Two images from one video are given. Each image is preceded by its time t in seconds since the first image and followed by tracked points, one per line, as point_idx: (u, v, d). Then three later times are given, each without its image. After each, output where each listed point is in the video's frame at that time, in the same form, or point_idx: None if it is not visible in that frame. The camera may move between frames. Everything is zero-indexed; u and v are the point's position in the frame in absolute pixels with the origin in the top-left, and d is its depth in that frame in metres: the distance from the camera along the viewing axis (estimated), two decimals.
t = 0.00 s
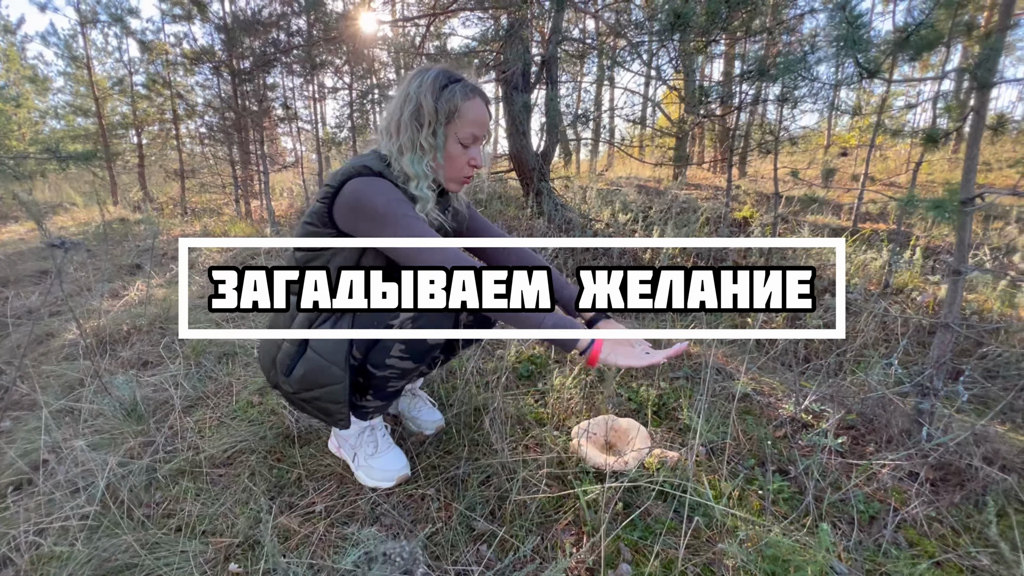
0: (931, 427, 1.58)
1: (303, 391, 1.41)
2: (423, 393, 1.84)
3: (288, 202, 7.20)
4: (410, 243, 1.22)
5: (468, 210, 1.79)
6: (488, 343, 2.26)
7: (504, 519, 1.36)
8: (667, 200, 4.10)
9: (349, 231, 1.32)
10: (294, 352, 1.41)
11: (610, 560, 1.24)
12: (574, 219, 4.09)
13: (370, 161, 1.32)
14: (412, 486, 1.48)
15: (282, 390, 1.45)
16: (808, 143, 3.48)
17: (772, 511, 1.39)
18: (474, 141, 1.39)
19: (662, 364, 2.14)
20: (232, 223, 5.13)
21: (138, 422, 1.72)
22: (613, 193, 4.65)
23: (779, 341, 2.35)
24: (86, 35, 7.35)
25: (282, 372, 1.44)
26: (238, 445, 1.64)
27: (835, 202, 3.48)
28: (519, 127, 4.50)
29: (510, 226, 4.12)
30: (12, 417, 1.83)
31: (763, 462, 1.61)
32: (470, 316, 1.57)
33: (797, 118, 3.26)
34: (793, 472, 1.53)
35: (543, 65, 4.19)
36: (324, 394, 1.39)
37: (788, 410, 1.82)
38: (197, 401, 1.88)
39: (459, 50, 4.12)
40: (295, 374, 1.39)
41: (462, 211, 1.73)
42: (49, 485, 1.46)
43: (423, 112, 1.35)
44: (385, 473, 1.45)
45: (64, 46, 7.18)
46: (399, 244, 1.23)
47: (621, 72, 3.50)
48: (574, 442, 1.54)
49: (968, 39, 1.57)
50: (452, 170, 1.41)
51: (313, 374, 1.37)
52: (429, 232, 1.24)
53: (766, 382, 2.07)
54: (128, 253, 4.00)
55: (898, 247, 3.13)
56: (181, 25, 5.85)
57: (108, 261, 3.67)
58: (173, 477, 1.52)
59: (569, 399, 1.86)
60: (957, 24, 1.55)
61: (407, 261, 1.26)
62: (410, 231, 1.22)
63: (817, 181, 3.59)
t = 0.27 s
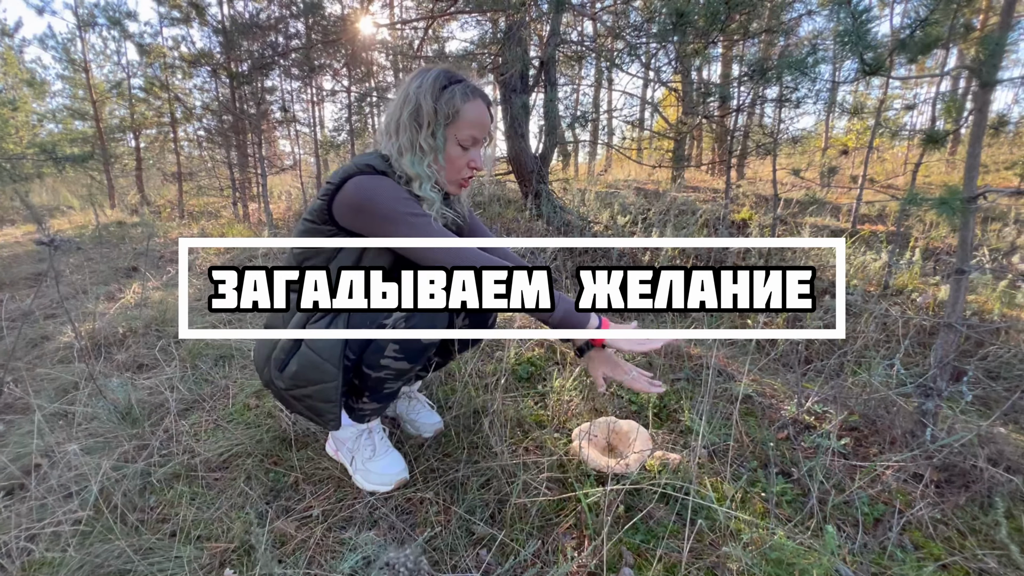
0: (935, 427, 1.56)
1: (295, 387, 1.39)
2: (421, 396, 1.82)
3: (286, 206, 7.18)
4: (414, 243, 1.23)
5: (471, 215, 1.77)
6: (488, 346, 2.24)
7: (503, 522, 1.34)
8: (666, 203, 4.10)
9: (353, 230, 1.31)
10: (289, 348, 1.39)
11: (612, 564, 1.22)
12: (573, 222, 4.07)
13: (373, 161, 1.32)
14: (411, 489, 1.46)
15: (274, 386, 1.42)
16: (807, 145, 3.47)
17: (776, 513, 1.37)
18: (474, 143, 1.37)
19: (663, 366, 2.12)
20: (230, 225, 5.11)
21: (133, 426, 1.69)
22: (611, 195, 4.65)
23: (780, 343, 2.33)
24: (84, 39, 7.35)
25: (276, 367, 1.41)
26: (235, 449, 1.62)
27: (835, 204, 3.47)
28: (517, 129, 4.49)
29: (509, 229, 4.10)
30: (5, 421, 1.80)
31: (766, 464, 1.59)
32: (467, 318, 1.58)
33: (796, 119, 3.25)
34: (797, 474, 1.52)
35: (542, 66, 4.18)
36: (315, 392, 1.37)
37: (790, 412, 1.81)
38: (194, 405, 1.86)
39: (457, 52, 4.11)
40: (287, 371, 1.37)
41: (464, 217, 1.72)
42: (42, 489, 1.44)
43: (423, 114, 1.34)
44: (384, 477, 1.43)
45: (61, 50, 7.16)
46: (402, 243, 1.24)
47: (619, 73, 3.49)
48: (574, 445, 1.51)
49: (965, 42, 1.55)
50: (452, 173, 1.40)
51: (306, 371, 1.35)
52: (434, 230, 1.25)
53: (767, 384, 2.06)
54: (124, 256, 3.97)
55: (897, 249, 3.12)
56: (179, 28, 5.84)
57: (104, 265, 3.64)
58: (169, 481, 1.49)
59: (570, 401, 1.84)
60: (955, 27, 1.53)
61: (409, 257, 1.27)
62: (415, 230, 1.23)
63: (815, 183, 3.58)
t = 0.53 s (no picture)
0: (943, 430, 1.54)
1: (299, 394, 1.38)
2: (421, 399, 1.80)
3: (287, 209, 7.18)
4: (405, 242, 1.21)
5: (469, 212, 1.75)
6: (489, 349, 2.22)
7: (505, 528, 1.32)
8: (667, 205, 4.09)
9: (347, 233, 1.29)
10: (291, 355, 1.38)
11: (615, 571, 1.20)
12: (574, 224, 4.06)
13: (369, 160, 1.29)
14: (411, 494, 1.44)
15: (278, 394, 1.42)
16: (807, 148, 3.46)
17: (782, 518, 1.35)
18: (473, 142, 1.36)
19: (665, 368, 2.10)
20: (231, 229, 5.11)
21: (131, 431, 1.67)
22: (612, 197, 4.64)
23: (783, 345, 2.31)
24: (86, 44, 7.37)
25: (279, 375, 1.40)
26: (234, 453, 1.60)
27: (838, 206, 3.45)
28: (518, 132, 4.49)
29: (510, 231, 4.08)
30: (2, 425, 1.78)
31: (771, 468, 1.57)
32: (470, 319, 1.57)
33: (797, 121, 3.24)
34: (802, 478, 1.50)
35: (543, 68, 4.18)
36: (321, 398, 1.36)
37: (795, 414, 1.79)
38: (193, 409, 1.84)
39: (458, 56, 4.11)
40: (291, 378, 1.36)
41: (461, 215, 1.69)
42: (39, 495, 1.42)
43: (421, 114, 1.33)
44: (383, 482, 1.41)
45: (63, 55, 7.18)
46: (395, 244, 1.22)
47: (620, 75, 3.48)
48: (576, 449, 1.50)
49: (964, 44, 1.54)
50: (451, 172, 1.39)
51: (309, 377, 1.34)
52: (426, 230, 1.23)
53: (771, 387, 2.04)
54: (125, 260, 3.96)
55: (900, 250, 3.10)
56: (181, 33, 5.85)
57: (104, 269, 3.63)
58: (167, 486, 1.48)
59: (572, 404, 1.82)
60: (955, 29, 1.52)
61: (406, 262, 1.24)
62: (406, 229, 1.21)
63: (817, 184, 3.57)
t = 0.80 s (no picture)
0: (954, 434, 1.51)
1: (303, 401, 1.37)
2: (423, 403, 1.78)
3: (289, 213, 7.19)
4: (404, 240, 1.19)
5: (473, 208, 1.74)
6: (491, 352, 2.20)
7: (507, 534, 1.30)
8: (670, 207, 4.06)
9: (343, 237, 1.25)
10: (293, 361, 1.37)
11: None
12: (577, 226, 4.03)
13: (367, 163, 1.28)
14: (412, 500, 1.42)
15: (282, 401, 1.40)
16: (811, 150, 3.44)
17: (790, 524, 1.32)
18: (475, 142, 1.35)
19: (669, 372, 2.08)
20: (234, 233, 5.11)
21: (132, 436, 1.66)
22: (615, 200, 4.62)
23: (789, 348, 2.28)
24: (91, 50, 7.43)
25: (282, 383, 1.39)
26: (234, 458, 1.59)
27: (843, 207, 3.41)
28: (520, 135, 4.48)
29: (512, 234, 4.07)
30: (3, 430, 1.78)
31: (778, 473, 1.54)
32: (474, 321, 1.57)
33: (801, 122, 3.21)
34: (810, 483, 1.47)
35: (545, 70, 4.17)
36: (324, 404, 1.35)
37: (802, 418, 1.76)
38: (193, 413, 1.83)
39: (460, 59, 4.11)
40: (294, 385, 1.35)
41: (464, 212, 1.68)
42: (38, 501, 1.41)
43: (423, 114, 1.32)
44: (383, 488, 1.39)
45: (69, 61, 7.24)
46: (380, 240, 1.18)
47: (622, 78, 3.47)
48: (580, 454, 1.48)
49: (969, 45, 1.52)
50: (453, 173, 1.38)
51: (312, 383, 1.33)
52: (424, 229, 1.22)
53: (777, 390, 2.01)
54: (128, 264, 3.97)
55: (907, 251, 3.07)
56: (185, 38, 5.88)
57: (108, 273, 3.63)
58: (166, 492, 1.46)
59: (575, 408, 1.80)
60: (961, 28, 1.49)
61: (405, 261, 1.18)
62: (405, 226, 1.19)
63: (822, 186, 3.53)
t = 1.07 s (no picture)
0: (966, 438, 1.47)
1: (305, 406, 1.35)
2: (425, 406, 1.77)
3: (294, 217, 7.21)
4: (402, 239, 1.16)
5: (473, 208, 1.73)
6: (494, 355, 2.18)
7: (509, 540, 1.28)
8: (675, 208, 4.04)
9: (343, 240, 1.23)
10: (296, 366, 1.35)
11: None
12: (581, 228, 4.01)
13: (367, 164, 1.28)
14: (414, 506, 1.40)
15: (284, 406, 1.39)
16: (817, 150, 3.41)
17: (799, 531, 1.29)
18: (477, 141, 1.33)
19: (675, 374, 2.05)
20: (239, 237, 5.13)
21: (133, 440, 1.65)
22: (620, 202, 4.60)
23: (796, 350, 2.25)
24: (99, 57, 7.50)
25: (285, 388, 1.38)
26: (235, 462, 1.58)
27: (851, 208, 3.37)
28: (524, 138, 4.48)
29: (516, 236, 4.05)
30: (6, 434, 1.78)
31: (786, 478, 1.51)
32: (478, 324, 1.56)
33: (807, 122, 3.18)
34: (819, 488, 1.44)
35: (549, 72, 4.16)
36: (327, 409, 1.33)
37: (810, 422, 1.73)
38: (195, 417, 1.83)
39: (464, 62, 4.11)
40: (298, 390, 1.33)
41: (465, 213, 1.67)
42: (39, 506, 1.40)
43: (424, 114, 1.31)
44: (385, 494, 1.38)
45: (77, 67, 7.31)
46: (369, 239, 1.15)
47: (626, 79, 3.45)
48: (584, 458, 1.45)
49: (976, 44, 1.49)
50: (454, 173, 1.36)
51: (315, 388, 1.31)
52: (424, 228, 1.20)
53: (784, 393, 1.98)
54: (133, 268, 3.98)
55: (916, 252, 3.03)
56: (191, 44, 5.92)
57: (113, 277, 3.65)
58: (167, 496, 1.45)
59: (579, 412, 1.77)
60: (967, 27, 1.46)
61: (403, 260, 1.15)
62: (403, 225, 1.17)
63: (829, 186, 3.50)
